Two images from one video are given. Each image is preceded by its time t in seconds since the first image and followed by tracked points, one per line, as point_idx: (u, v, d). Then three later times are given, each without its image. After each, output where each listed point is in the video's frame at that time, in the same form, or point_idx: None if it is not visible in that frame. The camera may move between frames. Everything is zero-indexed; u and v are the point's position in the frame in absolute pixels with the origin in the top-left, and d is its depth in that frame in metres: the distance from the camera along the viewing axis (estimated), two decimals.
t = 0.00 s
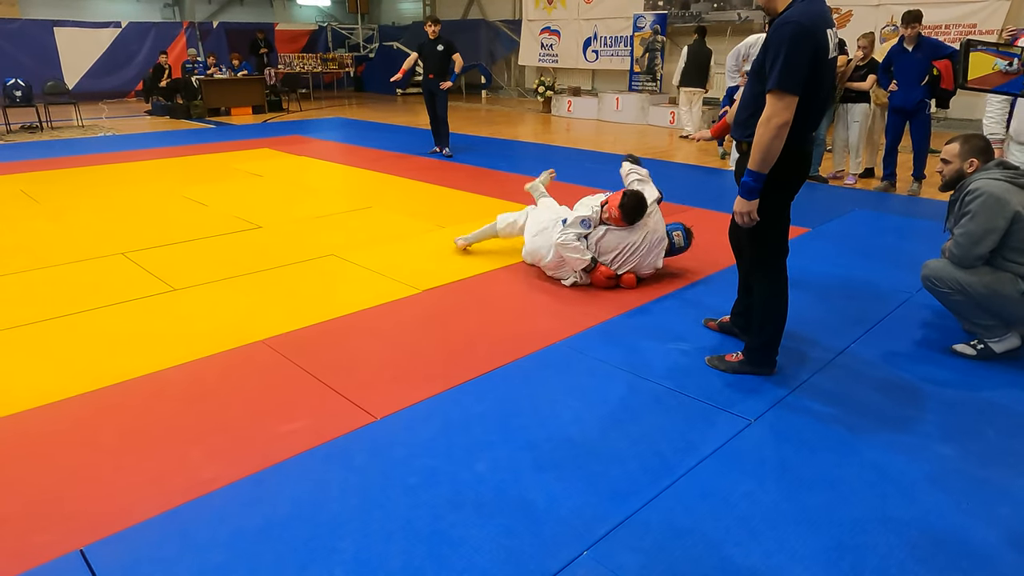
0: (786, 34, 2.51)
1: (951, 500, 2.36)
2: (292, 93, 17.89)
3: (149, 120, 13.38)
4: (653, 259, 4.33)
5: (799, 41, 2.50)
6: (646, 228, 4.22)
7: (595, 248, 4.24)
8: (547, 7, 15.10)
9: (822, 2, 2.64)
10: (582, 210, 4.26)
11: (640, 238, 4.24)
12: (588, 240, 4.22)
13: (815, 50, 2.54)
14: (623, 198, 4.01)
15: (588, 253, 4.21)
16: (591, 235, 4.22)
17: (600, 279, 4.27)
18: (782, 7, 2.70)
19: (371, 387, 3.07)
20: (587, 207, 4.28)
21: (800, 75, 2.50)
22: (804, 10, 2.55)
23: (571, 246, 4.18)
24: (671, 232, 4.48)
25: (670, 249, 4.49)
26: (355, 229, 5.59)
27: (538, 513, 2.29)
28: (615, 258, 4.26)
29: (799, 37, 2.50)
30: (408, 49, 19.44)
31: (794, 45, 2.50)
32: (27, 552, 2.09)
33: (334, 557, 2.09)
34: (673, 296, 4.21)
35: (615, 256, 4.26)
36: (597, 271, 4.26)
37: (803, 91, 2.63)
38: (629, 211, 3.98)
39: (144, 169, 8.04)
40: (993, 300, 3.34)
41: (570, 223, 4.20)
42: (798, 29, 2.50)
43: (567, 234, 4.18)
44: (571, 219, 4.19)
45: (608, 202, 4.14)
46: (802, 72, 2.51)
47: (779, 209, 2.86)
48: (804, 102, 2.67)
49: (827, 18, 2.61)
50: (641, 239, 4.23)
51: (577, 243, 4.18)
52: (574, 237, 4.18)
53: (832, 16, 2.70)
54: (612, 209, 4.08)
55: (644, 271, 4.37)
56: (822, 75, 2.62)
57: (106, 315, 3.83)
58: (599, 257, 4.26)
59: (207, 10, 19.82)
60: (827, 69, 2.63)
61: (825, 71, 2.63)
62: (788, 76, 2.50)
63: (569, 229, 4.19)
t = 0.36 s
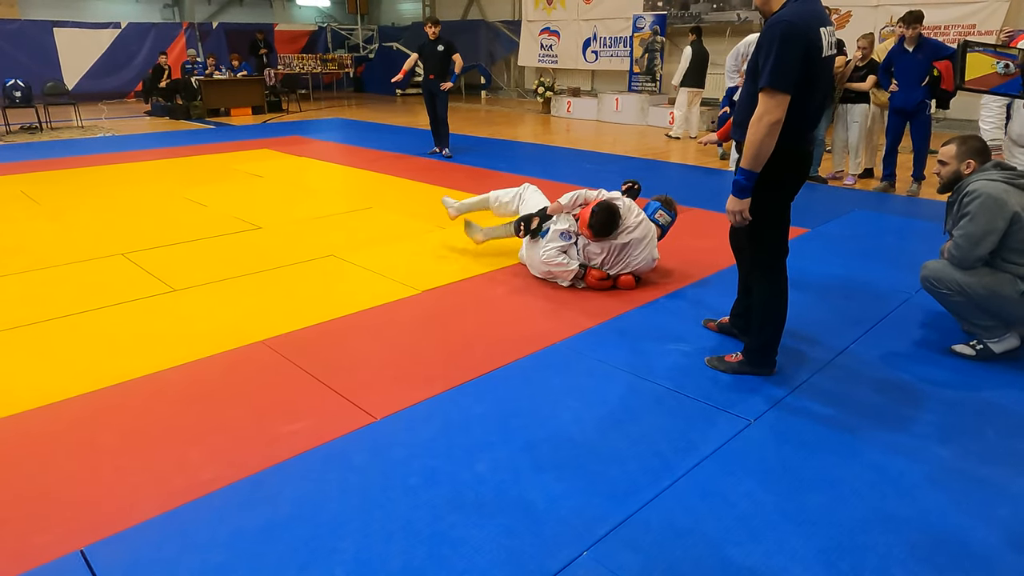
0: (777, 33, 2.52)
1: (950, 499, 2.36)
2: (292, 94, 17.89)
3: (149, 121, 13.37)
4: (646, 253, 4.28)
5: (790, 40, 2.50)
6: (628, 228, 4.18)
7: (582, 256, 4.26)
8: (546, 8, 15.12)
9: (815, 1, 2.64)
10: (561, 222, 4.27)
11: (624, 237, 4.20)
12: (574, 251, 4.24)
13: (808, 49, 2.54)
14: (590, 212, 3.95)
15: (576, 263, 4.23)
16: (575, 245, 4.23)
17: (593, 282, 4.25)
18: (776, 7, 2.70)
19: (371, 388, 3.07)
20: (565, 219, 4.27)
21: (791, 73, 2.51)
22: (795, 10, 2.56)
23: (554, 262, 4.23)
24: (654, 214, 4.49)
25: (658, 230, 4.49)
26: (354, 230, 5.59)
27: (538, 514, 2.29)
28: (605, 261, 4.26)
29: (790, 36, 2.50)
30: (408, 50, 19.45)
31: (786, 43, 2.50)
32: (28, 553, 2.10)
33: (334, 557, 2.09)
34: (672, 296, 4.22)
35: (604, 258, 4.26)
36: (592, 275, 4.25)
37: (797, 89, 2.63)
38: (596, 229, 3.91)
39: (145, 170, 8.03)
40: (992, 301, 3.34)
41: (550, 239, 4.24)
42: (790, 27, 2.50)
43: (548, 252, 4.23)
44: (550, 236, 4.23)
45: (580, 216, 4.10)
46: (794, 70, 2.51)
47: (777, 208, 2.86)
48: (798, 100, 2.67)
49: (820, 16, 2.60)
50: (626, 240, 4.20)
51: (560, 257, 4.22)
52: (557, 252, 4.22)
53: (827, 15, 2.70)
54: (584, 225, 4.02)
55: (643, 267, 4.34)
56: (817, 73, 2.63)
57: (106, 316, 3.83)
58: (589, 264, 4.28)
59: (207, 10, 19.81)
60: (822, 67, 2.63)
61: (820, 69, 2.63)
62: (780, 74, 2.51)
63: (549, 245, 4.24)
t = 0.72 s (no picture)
0: (777, 34, 2.52)
1: (950, 499, 2.37)
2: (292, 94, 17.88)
3: (149, 121, 13.36)
4: (659, 262, 4.27)
5: (790, 42, 2.51)
6: (645, 233, 4.16)
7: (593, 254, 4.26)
8: (546, 8, 15.12)
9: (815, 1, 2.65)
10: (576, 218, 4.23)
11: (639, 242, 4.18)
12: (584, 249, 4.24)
13: (808, 50, 2.54)
14: (609, 214, 3.94)
15: (585, 260, 4.25)
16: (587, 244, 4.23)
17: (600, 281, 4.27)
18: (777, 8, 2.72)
19: (371, 388, 3.08)
20: (580, 216, 4.21)
21: (790, 73, 2.51)
22: (796, 10, 2.56)
23: (562, 258, 4.25)
24: (678, 231, 4.42)
25: (679, 247, 4.43)
26: (355, 229, 5.60)
27: (539, 513, 2.29)
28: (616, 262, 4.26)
29: (791, 37, 2.50)
30: (407, 50, 19.44)
31: (785, 45, 2.51)
32: (30, 552, 2.10)
33: (336, 557, 2.09)
34: (672, 297, 4.22)
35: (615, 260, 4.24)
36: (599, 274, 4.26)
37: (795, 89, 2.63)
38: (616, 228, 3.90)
39: (145, 170, 8.03)
40: (992, 301, 3.34)
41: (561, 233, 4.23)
42: (788, 28, 2.51)
43: (558, 248, 4.24)
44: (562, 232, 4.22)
45: (597, 215, 4.08)
46: (794, 71, 2.52)
47: (777, 208, 2.86)
48: (798, 101, 2.67)
49: (821, 16, 2.61)
50: (641, 244, 4.18)
51: (569, 255, 4.23)
52: (566, 250, 4.22)
53: (828, 14, 2.70)
54: (602, 225, 4.00)
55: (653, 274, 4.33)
56: (817, 76, 2.64)
57: (106, 316, 3.83)
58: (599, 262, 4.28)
59: (207, 10, 19.81)
60: (822, 68, 2.64)
61: (820, 70, 2.63)
62: (778, 76, 2.52)
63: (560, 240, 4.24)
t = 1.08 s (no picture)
0: (781, 36, 2.52)
1: (949, 499, 2.37)
2: (292, 94, 17.86)
3: (149, 121, 13.37)
4: (667, 263, 4.31)
5: (794, 43, 2.51)
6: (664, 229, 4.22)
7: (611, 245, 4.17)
8: (546, 8, 15.12)
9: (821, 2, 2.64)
10: (601, 207, 4.14)
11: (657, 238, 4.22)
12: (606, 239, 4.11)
13: (811, 50, 2.54)
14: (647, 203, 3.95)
15: (607, 250, 4.10)
16: (609, 234, 4.12)
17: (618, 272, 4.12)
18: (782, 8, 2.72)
19: (371, 387, 3.08)
20: (605, 206, 4.14)
21: (794, 74, 2.51)
22: (801, 11, 2.56)
23: (588, 244, 4.04)
24: (686, 241, 4.46)
25: (686, 258, 4.47)
26: (355, 230, 5.60)
27: (539, 513, 2.29)
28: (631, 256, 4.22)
29: (795, 38, 2.50)
30: (408, 50, 19.45)
31: (788, 46, 2.51)
32: (29, 552, 2.10)
33: (336, 557, 2.09)
34: (671, 296, 4.22)
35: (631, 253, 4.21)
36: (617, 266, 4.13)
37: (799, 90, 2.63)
38: (652, 217, 3.92)
39: (145, 170, 8.03)
40: (992, 302, 3.34)
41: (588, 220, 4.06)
42: (792, 30, 2.51)
43: (584, 233, 4.04)
44: (590, 217, 4.04)
45: (628, 205, 4.06)
46: (798, 72, 2.51)
47: (781, 209, 2.86)
48: (803, 102, 2.67)
49: (826, 17, 2.60)
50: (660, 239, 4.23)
51: (595, 242, 4.05)
52: (593, 236, 4.04)
53: (834, 15, 2.69)
54: (632, 215, 4.02)
55: (656, 275, 4.34)
56: (822, 77, 2.63)
57: (106, 316, 3.83)
58: (617, 254, 4.19)
59: (207, 10, 19.81)
60: (826, 69, 2.63)
61: (824, 71, 2.62)
62: (781, 77, 2.52)
63: (586, 226, 4.05)
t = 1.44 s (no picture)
0: (776, 34, 2.54)
1: (949, 500, 2.37)
2: (292, 95, 17.86)
3: (149, 122, 13.37)
4: (662, 259, 4.31)
5: (790, 41, 2.52)
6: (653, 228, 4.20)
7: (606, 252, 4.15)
8: (545, 9, 15.12)
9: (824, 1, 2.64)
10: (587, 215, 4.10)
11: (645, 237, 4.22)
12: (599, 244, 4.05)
13: (809, 49, 2.54)
14: (633, 202, 3.93)
15: (603, 255, 4.06)
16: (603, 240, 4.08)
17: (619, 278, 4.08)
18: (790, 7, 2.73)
19: (371, 389, 3.07)
20: (591, 212, 4.11)
21: (786, 73, 2.52)
22: (799, 10, 2.57)
23: (584, 252, 3.99)
24: (674, 231, 4.48)
25: (676, 248, 4.49)
26: (355, 231, 5.59)
27: (539, 513, 2.30)
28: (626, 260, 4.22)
29: (789, 36, 2.52)
30: (408, 51, 19.46)
31: (784, 44, 2.53)
32: (28, 555, 2.09)
33: (336, 558, 2.09)
34: (672, 297, 4.22)
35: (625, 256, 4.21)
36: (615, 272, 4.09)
37: (798, 89, 2.63)
38: (641, 216, 3.90)
39: (145, 172, 8.03)
40: (992, 303, 3.34)
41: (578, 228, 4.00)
42: (789, 28, 2.53)
43: (580, 241, 3.97)
44: (580, 225, 3.98)
45: (614, 208, 4.02)
46: (793, 70, 2.52)
47: (783, 209, 2.84)
48: (805, 102, 2.67)
49: (827, 16, 2.61)
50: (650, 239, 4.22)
51: (592, 248, 4.00)
52: (588, 243, 3.98)
53: (840, 14, 2.68)
54: (621, 216, 3.96)
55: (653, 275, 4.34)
56: (822, 75, 2.62)
57: (106, 317, 3.82)
58: (613, 260, 4.16)
59: (206, 11, 19.81)
60: (828, 68, 2.62)
61: (826, 70, 2.62)
62: (773, 75, 2.54)
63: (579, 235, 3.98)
